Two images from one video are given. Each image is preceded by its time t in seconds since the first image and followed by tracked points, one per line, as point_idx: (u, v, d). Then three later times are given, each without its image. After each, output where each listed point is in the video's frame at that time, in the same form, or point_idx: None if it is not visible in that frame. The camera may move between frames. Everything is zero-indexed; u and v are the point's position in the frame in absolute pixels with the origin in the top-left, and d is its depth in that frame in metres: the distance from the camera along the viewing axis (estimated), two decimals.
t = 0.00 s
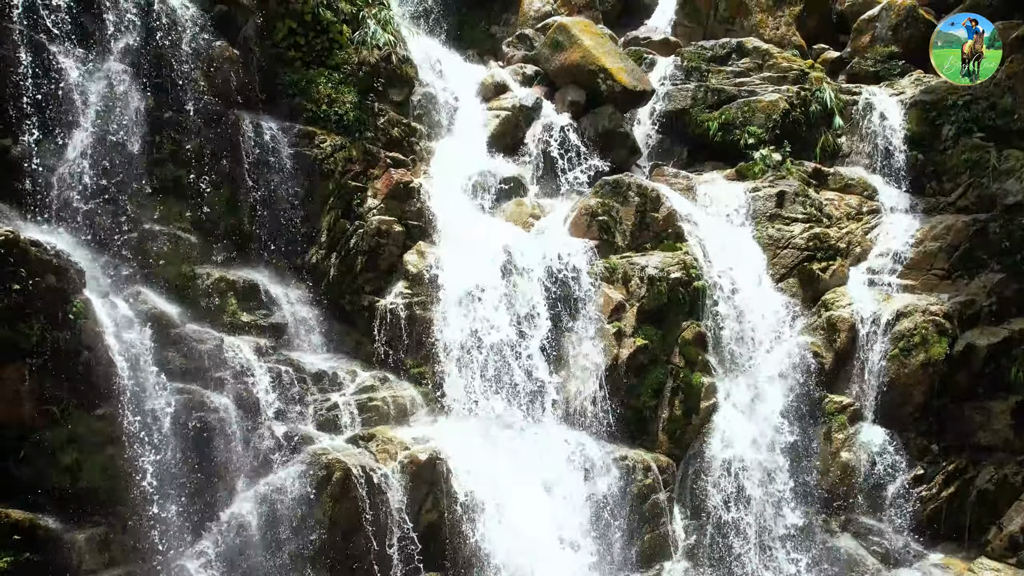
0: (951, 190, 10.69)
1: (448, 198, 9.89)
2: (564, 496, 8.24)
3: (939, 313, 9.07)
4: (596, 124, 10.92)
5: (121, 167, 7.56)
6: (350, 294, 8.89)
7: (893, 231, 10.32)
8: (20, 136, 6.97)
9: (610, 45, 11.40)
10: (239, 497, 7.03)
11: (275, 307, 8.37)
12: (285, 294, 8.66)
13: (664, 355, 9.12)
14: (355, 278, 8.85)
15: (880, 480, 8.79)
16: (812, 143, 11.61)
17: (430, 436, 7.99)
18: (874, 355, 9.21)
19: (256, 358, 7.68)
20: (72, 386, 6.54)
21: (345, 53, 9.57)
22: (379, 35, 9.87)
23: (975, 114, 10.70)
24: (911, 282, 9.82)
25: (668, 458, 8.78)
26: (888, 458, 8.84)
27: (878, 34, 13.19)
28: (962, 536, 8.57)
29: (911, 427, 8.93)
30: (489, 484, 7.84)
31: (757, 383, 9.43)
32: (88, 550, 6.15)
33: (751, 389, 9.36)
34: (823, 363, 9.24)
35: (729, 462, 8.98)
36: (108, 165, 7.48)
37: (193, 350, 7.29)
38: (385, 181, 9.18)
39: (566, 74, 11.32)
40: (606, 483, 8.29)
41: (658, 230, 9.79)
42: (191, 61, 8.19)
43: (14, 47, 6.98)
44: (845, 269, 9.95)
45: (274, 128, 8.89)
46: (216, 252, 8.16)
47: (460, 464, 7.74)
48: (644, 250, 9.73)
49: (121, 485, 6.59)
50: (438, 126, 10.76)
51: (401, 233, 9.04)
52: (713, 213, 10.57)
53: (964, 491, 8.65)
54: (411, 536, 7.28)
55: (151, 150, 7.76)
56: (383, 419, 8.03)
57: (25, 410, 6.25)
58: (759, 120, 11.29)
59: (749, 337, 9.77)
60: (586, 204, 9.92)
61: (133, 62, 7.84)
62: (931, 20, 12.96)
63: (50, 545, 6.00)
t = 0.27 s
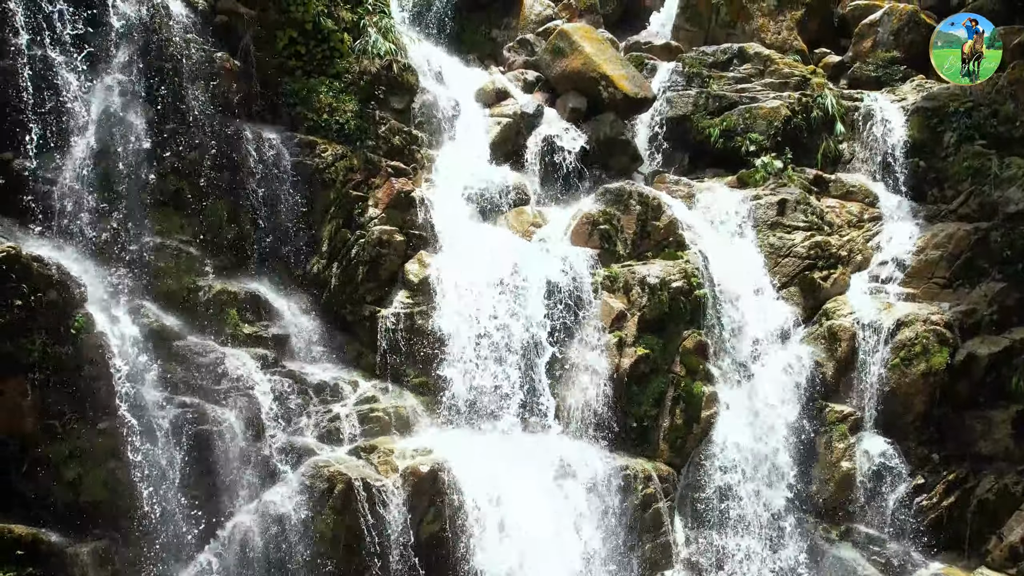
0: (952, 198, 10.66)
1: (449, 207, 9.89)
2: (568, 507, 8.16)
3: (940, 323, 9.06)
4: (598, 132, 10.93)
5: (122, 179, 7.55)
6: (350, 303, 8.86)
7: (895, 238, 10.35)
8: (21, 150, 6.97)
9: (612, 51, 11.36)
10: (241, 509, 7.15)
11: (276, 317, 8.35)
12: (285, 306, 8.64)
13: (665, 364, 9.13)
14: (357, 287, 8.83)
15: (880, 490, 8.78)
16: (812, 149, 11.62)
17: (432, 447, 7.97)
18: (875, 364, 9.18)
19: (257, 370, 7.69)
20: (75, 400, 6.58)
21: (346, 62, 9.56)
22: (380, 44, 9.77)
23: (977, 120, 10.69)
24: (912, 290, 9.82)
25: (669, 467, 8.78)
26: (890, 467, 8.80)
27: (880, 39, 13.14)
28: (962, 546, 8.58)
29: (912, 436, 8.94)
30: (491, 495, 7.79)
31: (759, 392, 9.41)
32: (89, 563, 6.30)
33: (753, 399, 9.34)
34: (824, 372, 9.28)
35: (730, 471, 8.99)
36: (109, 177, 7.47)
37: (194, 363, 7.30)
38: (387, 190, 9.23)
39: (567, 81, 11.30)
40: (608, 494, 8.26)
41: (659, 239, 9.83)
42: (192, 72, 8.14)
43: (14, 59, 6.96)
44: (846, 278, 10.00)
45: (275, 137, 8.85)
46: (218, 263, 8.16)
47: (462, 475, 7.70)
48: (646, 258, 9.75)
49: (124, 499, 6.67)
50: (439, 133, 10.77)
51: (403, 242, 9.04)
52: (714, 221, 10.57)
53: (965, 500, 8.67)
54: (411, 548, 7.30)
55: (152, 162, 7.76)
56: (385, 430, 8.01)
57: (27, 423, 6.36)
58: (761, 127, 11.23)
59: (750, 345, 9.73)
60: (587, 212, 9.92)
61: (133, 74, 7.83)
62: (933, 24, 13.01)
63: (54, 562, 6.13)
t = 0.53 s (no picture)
0: (953, 203, 10.65)
1: (449, 214, 9.88)
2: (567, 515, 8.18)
3: (941, 329, 9.06)
4: (599, 135, 10.90)
5: (123, 189, 7.56)
6: (351, 311, 8.90)
7: (896, 242, 10.36)
8: (22, 161, 6.97)
9: (612, 55, 11.39)
10: (244, 518, 7.07)
11: (276, 324, 8.33)
12: (285, 312, 8.60)
13: (666, 370, 9.15)
14: (358, 294, 8.84)
15: (881, 496, 8.79)
16: (813, 153, 11.58)
17: (432, 455, 7.98)
18: (875, 370, 9.20)
19: (259, 378, 7.71)
20: (77, 411, 6.59)
21: (347, 67, 9.49)
22: (380, 50, 9.77)
23: (978, 125, 10.67)
24: (913, 295, 9.82)
25: (670, 472, 8.77)
26: (889, 473, 8.85)
27: (881, 40, 13.12)
28: (962, 552, 8.62)
29: (912, 442, 8.96)
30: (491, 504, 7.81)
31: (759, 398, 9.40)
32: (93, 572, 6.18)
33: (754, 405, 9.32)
34: (824, 377, 9.27)
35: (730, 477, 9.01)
36: (110, 188, 7.48)
37: (196, 372, 7.26)
38: (388, 197, 9.23)
39: (568, 84, 11.25)
40: (608, 501, 8.25)
41: (660, 244, 9.92)
42: (192, 80, 8.12)
43: (14, 71, 6.97)
44: (848, 284, 9.98)
45: (275, 144, 8.85)
46: (219, 271, 8.16)
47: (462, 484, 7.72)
48: (647, 264, 9.77)
49: (125, 508, 6.64)
50: (440, 138, 10.78)
51: (404, 249, 9.04)
52: (715, 227, 10.53)
53: (965, 506, 8.70)
54: (414, 557, 7.27)
55: (153, 172, 7.78)
56: (387, 437, 8.03)
57: (31, 433, 6.30)
58: (762, 131, 11.23)
59: (751, 351, 9.76)
60: (588, 218, 9.86)
61: (134, 83, 7.82)
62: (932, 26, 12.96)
63: (57, 572, 6.02)
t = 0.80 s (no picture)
0: (953, 205, 10.64)
1: (449, 217, 9.86)
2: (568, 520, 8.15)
3: (940, 333, 9.06)
4: (599, 138, 10.88)
5: (123, 196, 7.55)
6: (352, 314, 8.91)
7: (895, 244, 10.34)
8: (22, 169, 6.98)
9: (613, 57, 11.36)
10: (245, 524, 7.11)
11: (276, 329, 8.34)
12: (284, 318, 8.61)
13: (665, 373, 9.18)
14: (359, 298, 8.86)
15: (880, 499, 8.84)
16: (813, 155, 11.56)
17: (435, 460, 7.96)
18: (874, 374, 9.20)
19: (260, 384, 7.67)
20: (79, 419, 6.61)
21: (347, 71, 9.51)
22: (381, 54, 9.77)
23: (979, 127, 10.62)
24: (913, 298, 9.83)
25: (669, 476, 8.81)
26: (889, 477, 8.86)
27: (882, 41, 13.10)
28: (960, 555, 8.65)
29: (911, 445, 8.97)
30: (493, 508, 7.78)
31: (758, 402, 9.46)
32: None
33: (751, 409, 9.41)
34: (824, 381, 9.26)
35: (729, 481, 9.02)
36: (110, 194, 7.47)
37: (196, 379, 7.30)
38: (388, 200, 9.18)
39: (568, 87, 11.22)
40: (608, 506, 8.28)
41: (660, 248, 9.89)
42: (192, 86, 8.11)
43: (14, 78, 6.96)
44: (847, 286, 10.05)
45: (274, 148, 8.82)
46: (219, 277, 8.17)
47: (465, 488, 7.68)
48: (647, 267, 9.77)
49: (128, 515, 6.68)
50: (440, 140, 10.74)
51: (404, 253, 9.05)
52: (715, 229, 10.51)
53: (963, 510, 8.72)
54: (414, 560, 7.34)
55: (153, 178, 7.76)
56: (388, 442, 8.06)
57: (32, 441, 6.33)
58: (762, 133, 11.19)
59: (750, 354, 9.77)
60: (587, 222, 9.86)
61: (134, 89, 7.81)
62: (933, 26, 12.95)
63: None
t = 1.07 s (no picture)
0: (953, 209, 10.66)
1: (450, 221, 9.85)
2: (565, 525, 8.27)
3: (938, 338, 9.10)
4: (599, 141, 10.88)
5: (123, 204, 7.54)
6: (351, 320, 8.91)
7: (895, 248, 10.33)
8: (22, 178, 6.98)
9: (612, 59, 11.28)
10: (246, 530, 7.17)
11: (276, 336, 8.35)
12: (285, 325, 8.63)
13: (665, 378, 9.18)
14: (359, 304, 8.85)
15: (879, 504, 8.85)
16: (813, 158, 11.52)
17: (435, 467, 7.99)
18: (873, 379, 9.23)
19: (259, 393, 7.71)
20: (80, 428, 6.61)
21: (346, 76, 9.48)
22: (380, 59, 9.76)
23: (979, 131, 10.64)
24: (911, 303, 9.83)
25: (669, 481, 8.81)
26: (887, 481, 8.91)
27: (883, 42, 13.07)
28: (959, 559, 8.67)
29: (908, 450, 9.02)
30: (493, 514, 7.83)
31: (755, 408, 9.53)
32: None
33: (749, 414, 9.48)
34: (823, 386, 9.29)
35: (729, 486, 9.05)
36: (110, 202, 7.47)
37: (196, 387, 7.35)
38: (388, 206, 9.20)
39: (568, 90, 11.21)
40: (607, 510, 8.30)
41: (660, 252, 9.84)
42: (191, 93, 8.09)
43: (14, 87, 6.96)
44: (846, 290, 10.01)
45: (276, 156, 8.89)
46: (219, 284, 8.18)
47: (465, 495, 7.71)
48: (646, 271, 9.76)
49: (130, 523, 6.68)
50: (440, 143, 10.70)
51: (404, 259, 9.07)
52: (715, 233, 10.56)
53: (961, 515, 8.72)
54: (415, 566, 7.36)
55: (154, 186, 7.74)
56: (388, 448, 8.07)
57: (34, 450, 6.32)
58: (762, 136, 11.20)
59: (749, 359, 9.80)
60: (587, 226, 9.88)
61: (133, 97, 7.80)
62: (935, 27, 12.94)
63: None
